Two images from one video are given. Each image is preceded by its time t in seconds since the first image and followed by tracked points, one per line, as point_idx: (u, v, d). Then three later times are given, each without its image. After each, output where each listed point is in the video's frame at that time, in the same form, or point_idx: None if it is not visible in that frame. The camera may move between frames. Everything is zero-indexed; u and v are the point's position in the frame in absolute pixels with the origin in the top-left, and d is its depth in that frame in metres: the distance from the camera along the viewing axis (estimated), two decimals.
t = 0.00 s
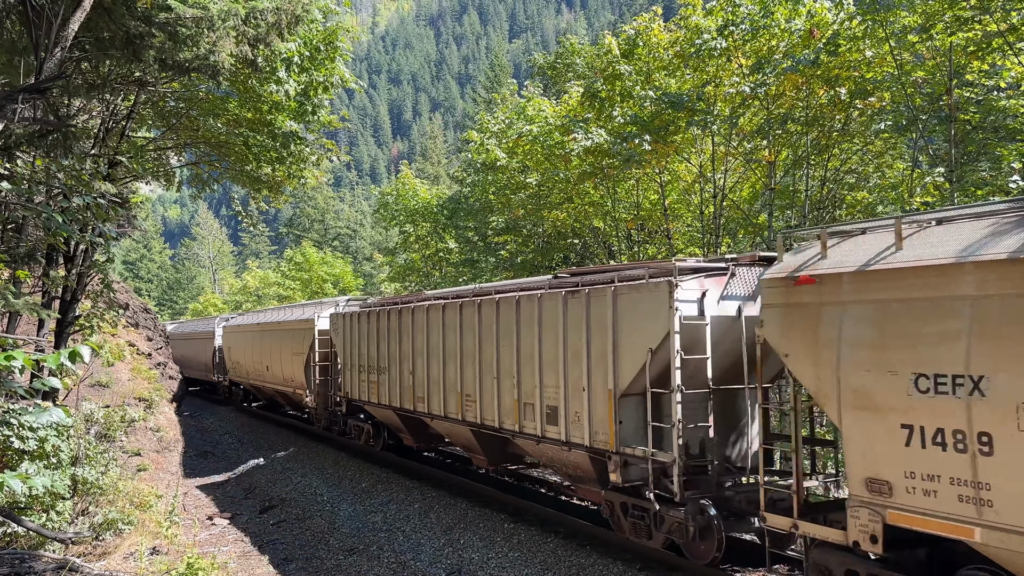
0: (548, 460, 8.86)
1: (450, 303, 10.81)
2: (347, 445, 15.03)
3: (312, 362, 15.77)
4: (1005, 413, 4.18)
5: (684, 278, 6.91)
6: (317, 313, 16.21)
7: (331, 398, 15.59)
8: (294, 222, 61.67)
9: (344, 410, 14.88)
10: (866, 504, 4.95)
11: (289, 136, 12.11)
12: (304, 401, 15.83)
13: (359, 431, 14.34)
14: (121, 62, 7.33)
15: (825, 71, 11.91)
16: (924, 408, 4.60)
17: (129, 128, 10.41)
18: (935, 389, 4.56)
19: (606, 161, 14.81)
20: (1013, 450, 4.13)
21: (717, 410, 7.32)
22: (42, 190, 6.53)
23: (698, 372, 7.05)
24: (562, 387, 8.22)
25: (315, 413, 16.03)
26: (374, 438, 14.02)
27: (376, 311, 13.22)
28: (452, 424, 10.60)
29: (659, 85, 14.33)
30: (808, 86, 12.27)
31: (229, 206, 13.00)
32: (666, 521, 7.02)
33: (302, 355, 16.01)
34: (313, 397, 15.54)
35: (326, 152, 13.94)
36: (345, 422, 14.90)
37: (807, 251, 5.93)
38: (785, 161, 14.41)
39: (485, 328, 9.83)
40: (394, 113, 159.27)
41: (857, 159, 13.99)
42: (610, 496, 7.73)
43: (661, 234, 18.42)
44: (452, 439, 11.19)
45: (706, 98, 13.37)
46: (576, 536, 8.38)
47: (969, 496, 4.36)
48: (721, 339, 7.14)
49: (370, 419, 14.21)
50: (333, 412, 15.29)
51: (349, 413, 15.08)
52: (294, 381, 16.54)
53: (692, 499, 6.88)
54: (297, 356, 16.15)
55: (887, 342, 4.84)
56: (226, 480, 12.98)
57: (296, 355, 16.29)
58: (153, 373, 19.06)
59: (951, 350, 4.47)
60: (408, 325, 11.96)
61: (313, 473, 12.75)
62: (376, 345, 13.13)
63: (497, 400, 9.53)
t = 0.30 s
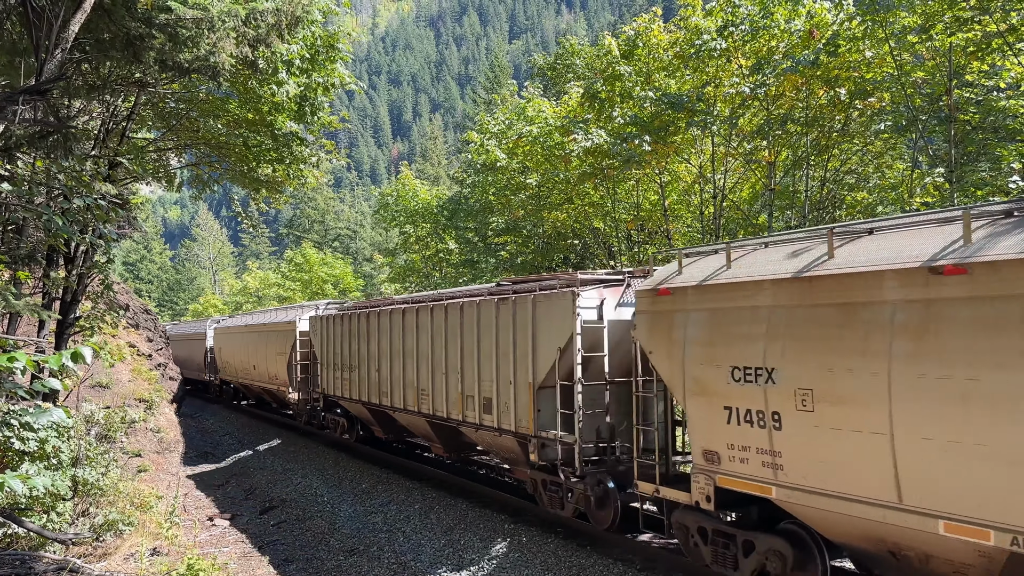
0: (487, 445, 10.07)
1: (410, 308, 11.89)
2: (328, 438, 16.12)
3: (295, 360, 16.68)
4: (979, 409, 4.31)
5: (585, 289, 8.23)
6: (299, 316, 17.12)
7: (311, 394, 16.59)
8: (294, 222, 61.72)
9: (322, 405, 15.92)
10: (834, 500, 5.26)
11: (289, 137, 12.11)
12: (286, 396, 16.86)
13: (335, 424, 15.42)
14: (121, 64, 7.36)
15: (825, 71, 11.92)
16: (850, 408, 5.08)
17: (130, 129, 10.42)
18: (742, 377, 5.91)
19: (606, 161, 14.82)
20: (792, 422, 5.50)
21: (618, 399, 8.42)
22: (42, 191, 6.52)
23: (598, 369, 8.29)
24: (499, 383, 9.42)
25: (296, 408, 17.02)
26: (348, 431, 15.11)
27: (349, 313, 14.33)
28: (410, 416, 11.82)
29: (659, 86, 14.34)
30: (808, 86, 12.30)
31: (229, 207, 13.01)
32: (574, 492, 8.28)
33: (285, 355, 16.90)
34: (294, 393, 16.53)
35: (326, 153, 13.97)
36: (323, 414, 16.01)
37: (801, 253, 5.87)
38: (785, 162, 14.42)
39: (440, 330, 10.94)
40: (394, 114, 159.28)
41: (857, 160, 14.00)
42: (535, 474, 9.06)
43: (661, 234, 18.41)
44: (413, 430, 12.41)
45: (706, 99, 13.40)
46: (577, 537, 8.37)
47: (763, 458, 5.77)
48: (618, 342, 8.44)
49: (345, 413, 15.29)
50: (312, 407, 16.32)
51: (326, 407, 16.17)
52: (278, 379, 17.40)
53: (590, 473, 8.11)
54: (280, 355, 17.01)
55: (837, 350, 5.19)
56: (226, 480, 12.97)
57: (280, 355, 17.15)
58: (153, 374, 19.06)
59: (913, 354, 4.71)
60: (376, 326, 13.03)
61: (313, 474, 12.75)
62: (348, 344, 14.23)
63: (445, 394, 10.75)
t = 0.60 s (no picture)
0: (442, 434, 11.37)
1: (378, 312, 13.12)
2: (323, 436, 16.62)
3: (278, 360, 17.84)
4: (991, 415, 4.27)
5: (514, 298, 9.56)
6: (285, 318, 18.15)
7: (294, 391, 17.71)
8: (294, 223, 61.74)
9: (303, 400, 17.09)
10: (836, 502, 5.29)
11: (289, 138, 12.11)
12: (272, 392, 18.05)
13: (315, 418, 16.62)
14: (123, 65, 7.39)
15: (825, 71, 11.95)
16: (796, 406, 5.46)
17: (130, 131, 10.41)
18: (621, 372, 7.32)
19: (606, 162, 14.85)
20: (654, 408, 6.90)
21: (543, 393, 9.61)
22: (43, 193, 6.51)
23: (521, 362, 9.71)
24: (452, 378, 10.62)
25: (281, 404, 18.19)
26: (327, 425, 16.33)
27: (330, 317, 15.44)
28: (378, 409, 13.03)
29: (659, 87, 14.34)
30: (808, 87, 12.32)
31: (230, 208, 13.01)
32: (508, 470, 9.67)
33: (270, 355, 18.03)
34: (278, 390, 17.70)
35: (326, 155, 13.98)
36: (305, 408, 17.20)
37: (801, 253, 5.87)
38: (784, 163, 14.47)
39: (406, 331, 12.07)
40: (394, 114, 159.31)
41: (857, 161, 14.02)
42: (476, 457, 10.38)
43: (661, 235, 18.42)
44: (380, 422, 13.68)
45: (706, 99, 13.42)
46: (578, 538, 8.37)
47: (634, 437, 7.23)
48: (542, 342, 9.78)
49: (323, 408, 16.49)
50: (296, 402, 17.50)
51: (307, 402, 17.36)
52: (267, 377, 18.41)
53: (520, 454, 9.49)
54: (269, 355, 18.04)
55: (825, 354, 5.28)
56: (227, 482, 12.97)
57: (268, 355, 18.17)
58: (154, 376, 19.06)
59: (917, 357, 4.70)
60: (353, 328, 14.14)
61: (313, 476, 12.75)
62: (330, 345, 15.25)
63: (408, 390, 12.02)
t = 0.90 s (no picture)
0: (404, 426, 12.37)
1: (351, 315, 14.08)
2: (323, 437, 16.63)
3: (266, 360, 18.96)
4: (975, 416, 4.28)
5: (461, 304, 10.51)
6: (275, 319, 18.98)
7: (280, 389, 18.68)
8: (294, 224, 61.75)
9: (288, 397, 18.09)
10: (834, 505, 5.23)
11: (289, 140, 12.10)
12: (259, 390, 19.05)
13: (300, 414, 17.67)
14: (122, 67, 7.38)
15: (825, 72, 11.96)
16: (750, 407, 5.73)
17: (130, 133, 10.40)
18: (542, 368, 8.39)
19: (606, 163, 14.89)
20: (562, 399, 8.06)
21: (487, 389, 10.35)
22: (44, 195, 6.48)
23: (468, 361, 10.63)
24: (408, 376, 11.58)
25: (269, 401, 19.18)
26: (310, 420, 17.40)
27: (315, 319, 16.13)
28: (351, 404, 14.01)
29: (658, 88, 14.33)
30: (808, 88, 12.34)
31: (230, 210, 13.01)
32: (456, 456, 10.85)
33: (261, 354, 18.89)
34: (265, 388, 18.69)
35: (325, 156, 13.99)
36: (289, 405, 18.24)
37: (799, 255, 5.84)
38: (784, 164, 14.48)
39: (378, 333, 12.87)
40: (394, 115, 159.33)
41: (857, 162, 14.07)
42: (432, 445, 11.48)
43: (661, 236, 18.42)
44: (355, 415, 14.74)
45: (706, 100, 13.41)
46: (577, 539, 8.38)
47: (548, 424, 8.40)
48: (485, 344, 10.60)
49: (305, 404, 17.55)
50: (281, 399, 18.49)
51: (291, 399, 18.38)
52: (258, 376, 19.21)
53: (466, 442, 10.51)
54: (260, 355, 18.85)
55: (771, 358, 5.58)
56: (227, 483, 12.97)
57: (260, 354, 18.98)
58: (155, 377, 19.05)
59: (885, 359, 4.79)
60: (332, 331, 14.95)
61: (314, 477, 12.75)
62: (315, 346, 15.99)
63: (374, 387, 13.00)
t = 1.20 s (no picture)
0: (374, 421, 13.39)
1: (328, 318, 15.08)
2: (323, 437, 16.63)
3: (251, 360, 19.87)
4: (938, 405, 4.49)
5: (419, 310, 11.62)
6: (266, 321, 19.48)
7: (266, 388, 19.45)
8: (294, 226, 61.77)
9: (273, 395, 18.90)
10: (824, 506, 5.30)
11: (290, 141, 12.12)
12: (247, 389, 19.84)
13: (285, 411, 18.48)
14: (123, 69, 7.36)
15: (824, 73, 12.00)
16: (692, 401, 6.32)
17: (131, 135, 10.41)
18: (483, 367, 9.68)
19: (606, 164, 14.94)
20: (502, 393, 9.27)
21: (440, 384, 11.46)
22: (44, 197, 6.47)
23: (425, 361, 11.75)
24: (377, 373, 12.59)
25: (256, 399, 19.93)
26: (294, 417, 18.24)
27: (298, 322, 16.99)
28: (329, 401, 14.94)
29: (658, 89, 14.34)
30: (807, 89, 12.38)
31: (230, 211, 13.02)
32: (416, 445, 11.96)
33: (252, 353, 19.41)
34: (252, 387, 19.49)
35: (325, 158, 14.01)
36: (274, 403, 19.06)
37: (799, 255, 5.84)
38: (784, 165, 14.50)
39: (351, 334, 13.86)
40: (394, 116, 159.39)
41: (857, 163, 14.12)
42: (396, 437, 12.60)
43: (661, 237, 18.40)
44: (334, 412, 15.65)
45: (706, 101, 13.42)
46: (577, 540, 8.37)
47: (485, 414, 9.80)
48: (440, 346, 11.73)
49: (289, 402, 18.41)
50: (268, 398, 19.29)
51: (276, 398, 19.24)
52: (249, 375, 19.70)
53: (423, 434, 11.67)
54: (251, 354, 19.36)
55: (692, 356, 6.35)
56: (227, 485, 12.97)
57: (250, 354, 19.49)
58: (155, 378, 19.05)
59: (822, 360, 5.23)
60: (311, 333, 15.94)
61: (314, 478, 12.76)
62: (298, 348, 16.80)
63: (347, 384, 14.00)
